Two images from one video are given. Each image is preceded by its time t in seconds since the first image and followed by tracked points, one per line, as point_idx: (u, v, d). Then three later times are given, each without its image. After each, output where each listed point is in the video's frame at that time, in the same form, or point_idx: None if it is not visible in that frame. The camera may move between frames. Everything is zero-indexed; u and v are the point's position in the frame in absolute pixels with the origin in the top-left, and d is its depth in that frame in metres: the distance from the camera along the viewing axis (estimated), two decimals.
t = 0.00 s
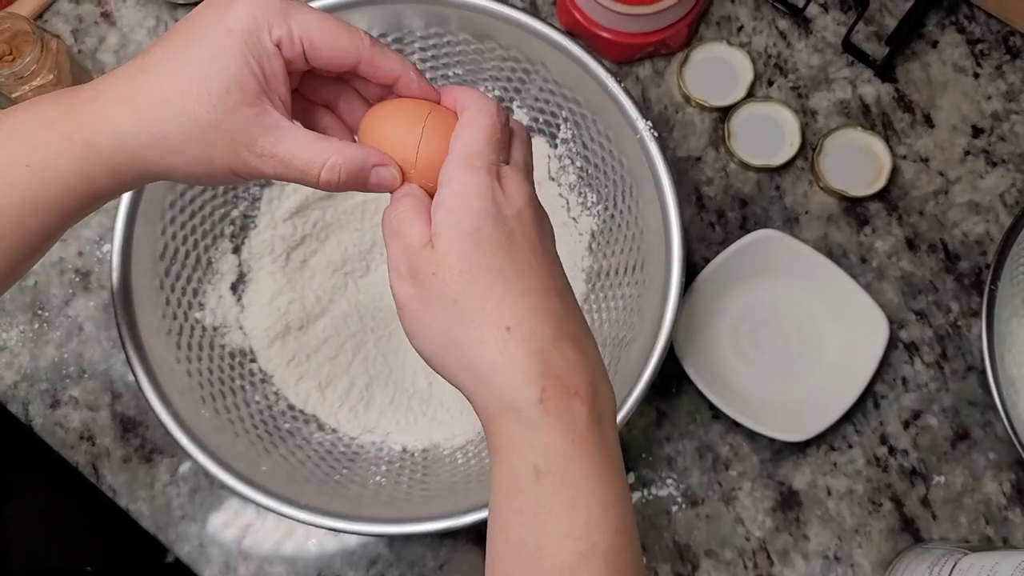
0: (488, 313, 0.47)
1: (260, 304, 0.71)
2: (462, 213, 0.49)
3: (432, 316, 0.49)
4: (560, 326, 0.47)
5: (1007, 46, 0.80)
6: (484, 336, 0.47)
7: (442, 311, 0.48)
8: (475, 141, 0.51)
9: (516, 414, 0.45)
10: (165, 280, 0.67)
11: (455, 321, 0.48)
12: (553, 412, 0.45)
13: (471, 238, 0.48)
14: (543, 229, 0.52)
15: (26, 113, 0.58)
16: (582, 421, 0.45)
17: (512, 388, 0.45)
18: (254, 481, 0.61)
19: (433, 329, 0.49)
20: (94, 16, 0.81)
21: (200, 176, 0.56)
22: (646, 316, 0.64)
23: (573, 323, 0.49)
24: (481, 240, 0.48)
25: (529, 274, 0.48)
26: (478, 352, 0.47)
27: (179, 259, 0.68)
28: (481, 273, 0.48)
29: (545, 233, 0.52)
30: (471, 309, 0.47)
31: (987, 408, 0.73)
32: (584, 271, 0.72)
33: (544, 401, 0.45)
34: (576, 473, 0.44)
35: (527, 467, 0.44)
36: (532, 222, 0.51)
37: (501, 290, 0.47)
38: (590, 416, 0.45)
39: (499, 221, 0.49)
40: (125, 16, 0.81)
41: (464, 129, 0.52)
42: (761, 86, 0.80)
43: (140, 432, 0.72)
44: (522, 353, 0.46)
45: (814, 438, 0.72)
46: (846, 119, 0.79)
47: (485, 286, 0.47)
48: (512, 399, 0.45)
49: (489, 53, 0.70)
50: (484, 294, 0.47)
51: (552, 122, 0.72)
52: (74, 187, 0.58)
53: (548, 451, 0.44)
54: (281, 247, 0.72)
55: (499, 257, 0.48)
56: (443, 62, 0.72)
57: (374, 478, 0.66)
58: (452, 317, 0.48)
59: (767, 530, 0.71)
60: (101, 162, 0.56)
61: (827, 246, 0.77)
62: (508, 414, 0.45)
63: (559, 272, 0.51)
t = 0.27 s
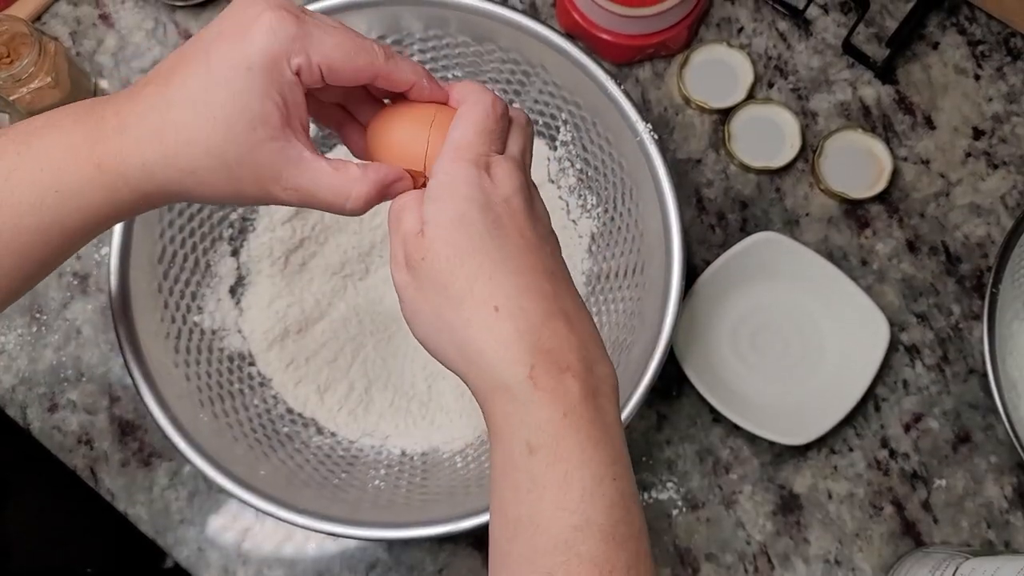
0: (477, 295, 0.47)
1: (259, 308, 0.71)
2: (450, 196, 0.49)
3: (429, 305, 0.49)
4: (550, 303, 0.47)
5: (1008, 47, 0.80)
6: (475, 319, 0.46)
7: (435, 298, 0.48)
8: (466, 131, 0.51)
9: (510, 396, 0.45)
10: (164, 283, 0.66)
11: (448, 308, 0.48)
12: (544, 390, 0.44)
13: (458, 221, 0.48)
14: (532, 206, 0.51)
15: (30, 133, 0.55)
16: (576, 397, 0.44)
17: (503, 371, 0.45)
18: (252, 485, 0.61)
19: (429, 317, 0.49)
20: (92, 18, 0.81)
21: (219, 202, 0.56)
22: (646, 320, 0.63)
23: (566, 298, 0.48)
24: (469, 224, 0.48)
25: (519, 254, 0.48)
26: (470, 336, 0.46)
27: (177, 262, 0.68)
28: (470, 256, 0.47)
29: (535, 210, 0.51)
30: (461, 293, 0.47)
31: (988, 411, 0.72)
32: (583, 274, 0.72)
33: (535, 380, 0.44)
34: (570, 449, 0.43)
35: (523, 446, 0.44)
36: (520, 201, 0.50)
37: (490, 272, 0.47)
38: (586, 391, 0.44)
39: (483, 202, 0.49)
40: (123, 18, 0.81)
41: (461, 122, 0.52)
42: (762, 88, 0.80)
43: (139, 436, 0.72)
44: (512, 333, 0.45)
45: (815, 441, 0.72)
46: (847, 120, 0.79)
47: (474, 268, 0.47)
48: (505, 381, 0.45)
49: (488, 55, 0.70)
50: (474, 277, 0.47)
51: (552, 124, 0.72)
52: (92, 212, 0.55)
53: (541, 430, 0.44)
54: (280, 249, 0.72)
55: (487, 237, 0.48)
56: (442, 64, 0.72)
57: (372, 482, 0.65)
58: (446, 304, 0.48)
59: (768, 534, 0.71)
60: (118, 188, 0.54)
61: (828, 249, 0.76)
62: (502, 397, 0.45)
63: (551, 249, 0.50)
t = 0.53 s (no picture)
0: (476, 301, 0.45)
1: (259, 313, 0.71)
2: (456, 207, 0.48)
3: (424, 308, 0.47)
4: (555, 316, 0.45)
5: (1008, 51, 0.80)
6: (470, 324, 0.45)
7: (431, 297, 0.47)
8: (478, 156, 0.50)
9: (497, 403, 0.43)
10: (164, 288, 0.66)
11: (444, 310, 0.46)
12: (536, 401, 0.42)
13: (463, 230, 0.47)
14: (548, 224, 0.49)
15: None
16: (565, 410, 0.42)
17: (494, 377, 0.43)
18: (252, 491, 0.60)
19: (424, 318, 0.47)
20: (92, 22, 0.81)
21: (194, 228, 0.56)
22: (646, 325, 0.63)
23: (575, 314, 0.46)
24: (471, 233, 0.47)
25: (518, 247, 0.47)
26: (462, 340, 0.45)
27: (177, 267, 0.68)
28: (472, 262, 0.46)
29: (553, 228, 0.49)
30: (461, 296, 0.46)
31: (988, 415, 0.72)
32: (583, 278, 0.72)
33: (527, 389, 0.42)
34: (553, 461, 0.41)
35: (507, 454, 0.42)
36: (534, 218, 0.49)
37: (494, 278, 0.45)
38: (580, 407, 0.42)
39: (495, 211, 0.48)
40: (123, 22, 0.81)
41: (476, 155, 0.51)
42: (761, 92, 0.80)
43: (138, 440, 0.72)
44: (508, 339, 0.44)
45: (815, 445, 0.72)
46: (846, 124, 0.79)
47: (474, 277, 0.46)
48: (495, 388, 0.43)
49: (487, 59, 0.70)
50: (475, 283, 0.45)
51: (551, 129, 0.72)
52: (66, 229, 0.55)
53: (525, 438, 0.42)
54: (280, 253, 0.72)
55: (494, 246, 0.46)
56: (442, 68, 0.72)
57: (372, 488, 0.65)
58: (441, 305, 0.46)
59: (768, 538, 0.71)
60: (93, 209, 0.53)
61: (827, 252, 0.76)
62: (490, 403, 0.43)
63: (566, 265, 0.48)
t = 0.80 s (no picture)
0: (421, 361, 0.42)
1: (260, 314, 0.71)
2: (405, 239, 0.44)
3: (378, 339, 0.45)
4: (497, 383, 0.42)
5: (1010, 51, 0.79)
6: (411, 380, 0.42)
7: (375, 333, 0.44)
8: (443, 149, 0.44)
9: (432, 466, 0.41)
10: (164, 289, 0.66)
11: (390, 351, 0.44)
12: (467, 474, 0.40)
13: (408, 270, 0.43)
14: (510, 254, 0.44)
15: None
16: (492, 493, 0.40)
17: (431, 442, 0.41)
18: (252, 493, 0.60)
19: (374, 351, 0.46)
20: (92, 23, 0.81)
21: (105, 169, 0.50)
22: (648, 326, 0.63)
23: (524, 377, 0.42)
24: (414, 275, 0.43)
25: (492, 300, 0.43)
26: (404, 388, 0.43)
27: (177, 269, 0.67)
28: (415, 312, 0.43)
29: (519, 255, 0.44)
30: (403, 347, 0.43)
31: (991, 416, 0.72)
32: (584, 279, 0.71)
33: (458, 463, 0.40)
34: (477, 549, 0.39)
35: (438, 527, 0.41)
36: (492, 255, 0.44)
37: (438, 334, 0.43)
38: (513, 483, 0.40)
39: (441, 252, 0.43)
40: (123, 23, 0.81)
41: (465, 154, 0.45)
42: (763, 92, 0.79)
43: (138, 442, 0.72)
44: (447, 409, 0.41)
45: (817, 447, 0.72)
46: (848, 125, 0.79)
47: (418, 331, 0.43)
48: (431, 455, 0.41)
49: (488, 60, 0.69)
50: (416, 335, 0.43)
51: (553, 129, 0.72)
52: None
53: (451, 516, 0.40)
54: (280, 254, 0.73)
55: (438, 288, 0.43)
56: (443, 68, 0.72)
57: (373, 489, 0.65)
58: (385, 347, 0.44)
59: (770, 539, 0.70)
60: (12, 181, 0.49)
61: (830, 253, 0.76)
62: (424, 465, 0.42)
63: (525, 311, 0.44)
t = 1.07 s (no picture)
0: (473, 422, 0.47)
1: (261, 318, 0.71)
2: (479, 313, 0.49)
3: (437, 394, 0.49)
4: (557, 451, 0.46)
5: (1008, 55, 0.80)
6: (476, 433, 0.46)
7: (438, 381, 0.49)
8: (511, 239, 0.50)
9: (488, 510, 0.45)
10: (164, 293, 0.66)
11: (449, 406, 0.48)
12: (521, 526, 0.44)
13: (488, 348, 0.48)
14: (581, 346, 0.49)
15: None
16: (547, 538, 0.44)
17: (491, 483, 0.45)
18: (253, 497, 0.60)
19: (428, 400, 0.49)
20: (92, 27, 0.81)
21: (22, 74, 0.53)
22: (648, 330, 0.63)
23: (582, 454, 0.47)
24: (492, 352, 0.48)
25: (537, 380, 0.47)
26: (466, 440, 0.46)
27: (177, 273, 0.67)
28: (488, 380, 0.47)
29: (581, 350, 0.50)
30: (474, 407, 0.47)
31: (989, 419, 0.72)
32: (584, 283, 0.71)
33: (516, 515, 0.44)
34: None
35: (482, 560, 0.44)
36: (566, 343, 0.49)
37: (509, 401, 0.47)
38: (566, 541, 0.44)
39: (528, 339, 0.48)
40: (123, 27, 0.81)
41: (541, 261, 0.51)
42: (762, 95, 0.80)
43: (139, 446, 0.72)
44: (513, 466, 0.45)
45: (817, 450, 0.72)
46: (848, 128, 0.79)
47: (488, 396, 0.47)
48: (490, 503, 0.44)
49: (488, 64, 0.70)
50: (487, 399, 0.47)
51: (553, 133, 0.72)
52: None
53: (504, 555, 0.44)
54: (280, 258, 0.73)
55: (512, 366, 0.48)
56: (442, 73, 0.72)
57: (372, 493, 0.66)
58: (453, 404, 0.48)
59: (770, 542, 0.71)
60: None
61: (829, 256, 0.76)
62: (475, 502, 0.45)
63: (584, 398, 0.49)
